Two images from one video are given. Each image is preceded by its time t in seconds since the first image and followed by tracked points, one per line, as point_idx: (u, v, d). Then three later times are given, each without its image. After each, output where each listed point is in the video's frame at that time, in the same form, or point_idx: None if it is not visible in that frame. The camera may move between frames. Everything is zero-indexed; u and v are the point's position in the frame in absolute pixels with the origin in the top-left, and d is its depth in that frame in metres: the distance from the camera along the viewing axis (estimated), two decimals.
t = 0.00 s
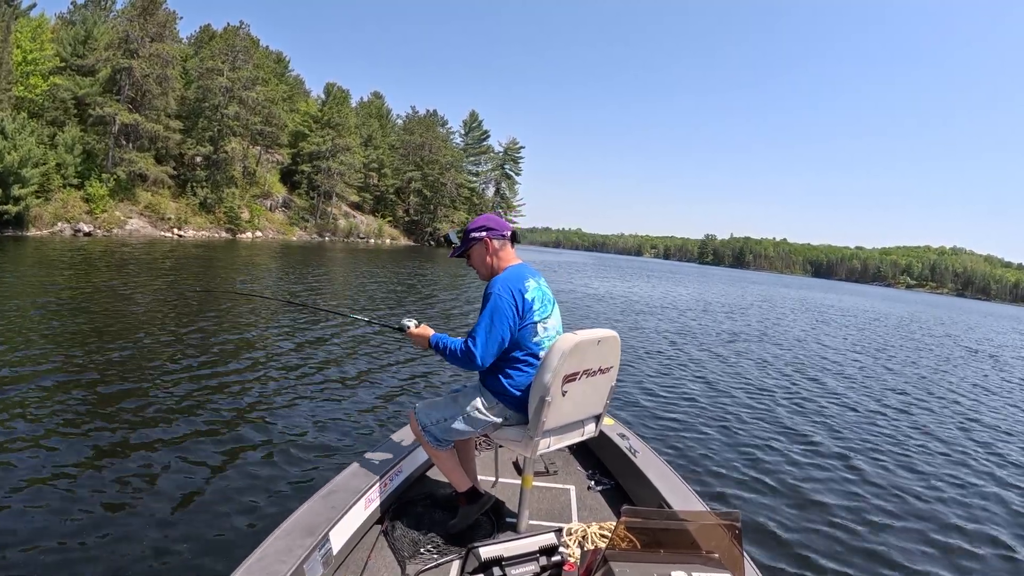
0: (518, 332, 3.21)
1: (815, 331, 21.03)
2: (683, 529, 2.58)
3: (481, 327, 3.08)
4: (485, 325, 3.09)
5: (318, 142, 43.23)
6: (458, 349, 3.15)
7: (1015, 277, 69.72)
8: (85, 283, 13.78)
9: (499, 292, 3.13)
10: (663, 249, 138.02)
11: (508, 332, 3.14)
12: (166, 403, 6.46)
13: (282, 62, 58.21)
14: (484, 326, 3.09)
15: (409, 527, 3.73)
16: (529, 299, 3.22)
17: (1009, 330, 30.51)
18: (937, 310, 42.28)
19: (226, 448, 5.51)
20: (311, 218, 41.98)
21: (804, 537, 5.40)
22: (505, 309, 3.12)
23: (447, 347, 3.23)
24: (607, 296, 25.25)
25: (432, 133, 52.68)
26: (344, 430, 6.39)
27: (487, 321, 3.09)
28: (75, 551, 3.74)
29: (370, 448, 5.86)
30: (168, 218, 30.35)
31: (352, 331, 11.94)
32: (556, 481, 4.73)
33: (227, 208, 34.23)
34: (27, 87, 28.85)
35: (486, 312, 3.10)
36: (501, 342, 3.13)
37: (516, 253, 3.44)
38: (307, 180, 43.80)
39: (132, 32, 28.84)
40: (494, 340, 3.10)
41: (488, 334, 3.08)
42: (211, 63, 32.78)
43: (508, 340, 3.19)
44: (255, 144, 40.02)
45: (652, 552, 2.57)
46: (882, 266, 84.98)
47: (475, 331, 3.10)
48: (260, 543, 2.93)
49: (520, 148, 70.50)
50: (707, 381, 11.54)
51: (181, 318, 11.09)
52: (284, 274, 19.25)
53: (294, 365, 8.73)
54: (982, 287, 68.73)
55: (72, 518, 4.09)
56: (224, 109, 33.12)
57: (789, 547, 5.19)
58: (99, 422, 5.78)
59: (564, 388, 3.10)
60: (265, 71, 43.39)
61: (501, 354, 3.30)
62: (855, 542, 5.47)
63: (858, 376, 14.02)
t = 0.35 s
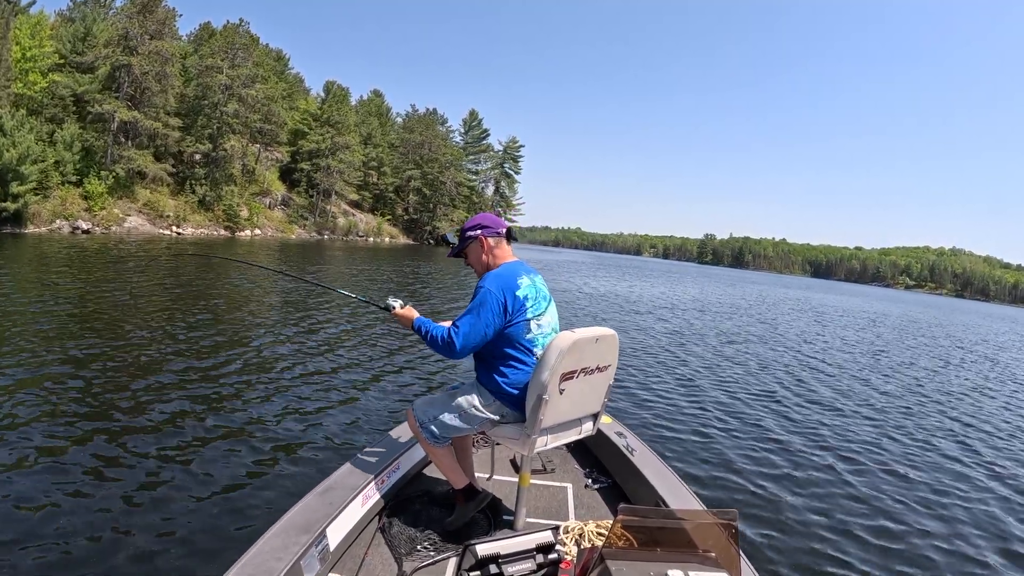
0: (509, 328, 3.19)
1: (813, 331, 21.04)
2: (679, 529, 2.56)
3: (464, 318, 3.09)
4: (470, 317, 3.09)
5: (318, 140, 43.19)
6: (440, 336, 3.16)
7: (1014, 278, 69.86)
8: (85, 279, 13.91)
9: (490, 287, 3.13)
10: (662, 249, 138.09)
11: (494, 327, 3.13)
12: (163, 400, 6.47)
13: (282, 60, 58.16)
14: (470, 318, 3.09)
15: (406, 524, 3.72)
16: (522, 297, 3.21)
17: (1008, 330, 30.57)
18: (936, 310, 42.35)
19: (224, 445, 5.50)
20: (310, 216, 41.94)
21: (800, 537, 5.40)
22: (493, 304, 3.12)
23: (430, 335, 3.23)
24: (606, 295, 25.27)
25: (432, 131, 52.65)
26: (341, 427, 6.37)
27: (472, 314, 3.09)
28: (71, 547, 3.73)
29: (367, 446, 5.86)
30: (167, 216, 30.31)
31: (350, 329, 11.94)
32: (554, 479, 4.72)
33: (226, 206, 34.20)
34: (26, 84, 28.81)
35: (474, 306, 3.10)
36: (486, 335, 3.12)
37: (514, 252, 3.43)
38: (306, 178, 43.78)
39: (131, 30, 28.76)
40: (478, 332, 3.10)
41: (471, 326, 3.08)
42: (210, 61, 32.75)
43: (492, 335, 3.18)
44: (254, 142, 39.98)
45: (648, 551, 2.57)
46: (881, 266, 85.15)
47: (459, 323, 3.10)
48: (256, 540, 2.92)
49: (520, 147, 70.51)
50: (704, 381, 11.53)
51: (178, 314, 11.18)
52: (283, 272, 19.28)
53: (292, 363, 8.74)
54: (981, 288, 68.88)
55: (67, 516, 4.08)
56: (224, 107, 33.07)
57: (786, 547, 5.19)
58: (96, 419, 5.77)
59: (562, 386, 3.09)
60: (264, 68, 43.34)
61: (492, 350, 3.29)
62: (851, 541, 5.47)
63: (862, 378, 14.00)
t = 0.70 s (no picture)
0: (507, 326, 3.19)
1: (812, 331, 21.02)
2: (678, 528, 2.56)
3: (460, 313, 3.10)
4: (468, 313, 3.08)
5: (318, 138, 43.14)
6: (434, 328, 3.16)
7: (1014, 279, 69.90)
8: (81, 276, 13.93)
9: (490, 285, 3.12)
10: (662, 248, 138.11)
11: (490, 324, 3.12)
12: (160, 397, 6.46)
13: (282, 58, 58.06)
14: (467, 314, 3.09)
15: (404, 522, 3.71)
16: (523, 295, 3.21)
17: (1007, 331, 30.61)
18: (936, 310, 42.38)
19: (222, 442, 5.50)
20: (310, 214, 41.91)
21: (799, 537, 5.39)
22: (493, 300, 3.10)
23: (425, 326, 3.21)
24: (606, 294, 25.28)
25: (432, 130, 52.55)
26: (340, 425, 6.35)
27: (470, 310, 3.09)
28: (66, 545, 3.70)
29: (367, 444, 5.86)
30: (166, 214, 30.25)
31: (350, 327, 11.93)
32: (552, 477, 4.72)
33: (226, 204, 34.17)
34: (25, 81, 28.76)
35: (472, 302, 3.10)
36: (481, 332, 3.12)
37: (515, 250, 3.41)
38: (306, 176, 43.75)
39: (131, 27, 28.71)
40: (475, 327, 3.09)
41: (466, 322, 3.07)
42: (210, 58, 32.71)
43: (490, 332, 3.17)
44: (254, 140, 39.93)
45: (646, 550, 2.56)
46: (881, 266, 85.19)
47: (455, 318, 3.10)
48: (254, 538, 2.90)
49: (520, 145, 70.50)
50: (702, 381, 11.51)
51: (172, 311, 11.19)
52: (283, 270, 19.26)
53: (292, 360, 8.74)
54: (981, 288, 68.94)
55: (65, 513, 4.06)
56: (223, 104, 33.00)
57: (785, 546, 5.19)
58: (95, 416, 5.76)
59: (562, 385, 3.09)
60: (264, 66, 43.27)
61: (491, 349, 3.28)
62: (849, 541, 5.48)
63: (864, 379, 13.95)
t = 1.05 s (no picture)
0: (507, 325, 3.17)
1: (813, 331, 20.96)
2: (677, 528, 2.54)
3: (458, 308, 3.08)
4: (466, 309, 3.07)
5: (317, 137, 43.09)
6: (431, 321, 3.15)
7: (1013, 279, 69.86)
8: (82, 274, 14.04)
9: (490, 282, 3.10)
10: (662, 248, 138.01)
11: (489, 321, 3.10)
12: (159, 396, 6.46)
13: (282, 57, 58.01)
14: (465, 310, 3.07)
15: (404, 522, 3.69)
16: (524, 295, 3.19)
17: (1008, 332, 30.56)
18: (937, 311, 42.35)
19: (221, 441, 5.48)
20: (309, 214, 41.88)
21: (799, 537, 5.37)
22: (492, 298, 3.09)
23: (422, 319, 3.20)
24: (606, 294, 25.26)
25: (432, 129, 52.48)
26: (339, 425, 6.32)
27: (468, 306, 3.07)
28: (65, 545, 3.69)
29: (367, 443, 5.85)
30: (166, 213, 30.23)
31: (350, 327, 11.92)
32: (552, 477, 4.70)
33: (225, 203, 34.14)
34: (25, 79, 28.75)
35: (470, 299, 3.08)
36: (480, 329, 3.10)
37: (517, 249, 3.39)
38: (306, 175, 43.73)
39: (131, 26, 28.68)
40: (472, 323, 3.08)
41: (464, 318, 3.06)
42: (209, 57, 32.65)
43: (488, 330, 3.16)
44: (254, 139, 39.87)
45: (646, 550, 2.54)
46: (881, 266, 85.15)
47: (453, 313, 3.08)
48: (253, 537, 2.89)
49: (520, 145, 70.44)
50: (701, 380, 11.50)
51: (170, 309, 11.23)
52: (282, 269, 19.25)
53: (291, 360, 8.73)
54: (981, 288, 68.88)
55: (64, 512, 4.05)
56: (223, 103, 32.96)
57: (785, 546, 5.17)
58: (94, 415, 5.75)
59: (561, 386, 3.07)
60: (264, 65, 43.20)
61: (491, 347, 3.25)
62: (849, 541, 5.46)
63: (867, 379, 13.88)
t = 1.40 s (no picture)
0: (507, 324, 3.15)
1: (815, 331, 20.92)
2: (677, 528, 2.53)
3: (457, 302, 3.06)
4: (466, 302, 3.04)
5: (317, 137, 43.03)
6: (430, 314, 3.12)
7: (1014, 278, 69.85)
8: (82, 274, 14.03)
9: (490, 279, 3.09)
10: (662, 247, 138.03)
11: (488, 318, 3.08)
12: (161, 395, 6.47)
13: (282, 57, 57.96)
14: (465, 303, 3.05)
15: (404, 522, 3.68)
16: (524, 293, 3.18)
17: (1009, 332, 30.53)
18: (938, 310, 42.36)
19: (221, 441, 5.47)
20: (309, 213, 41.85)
21: (799, 536, 5.36)
22: (492, 293, 3.07)
23: (421, 312, 3.17)
24: (607, 293, 25.26)
25: (432, 129, 52.42)
26: (339, 424, 6.31)
27: (468, 300, 3.05)
28: (65, 545, 3.69)
29: (367, 443, 5.83)
30: (165, 212, 30.20)
31: (350, 326, 11.90)
32: (552, 477, 4.69)
33: (225, 202, 34.11)
34: (24, 79, 28.73)
35: (470, 293, 3.06)
36: (479, 325, 3.09)
37: (516, 249, 3.39)
38: (305, 175, 43.70)
39: (130, 25, 28.62)
40: (471, 317, 3.05)
41: (464, 312, 3.03)
42: (209, 56, 32.60)
43: (488, 326, 3.14)
44: (254, 138, 39.82)
45: (646, 550, 2.53)
46: (881, 266, 85.16)
47: (453, 306, 3.05)
48: (253, 537, 2.88)
49: (520, 144, 70.41)
50: (701, 380, 11.49)
51: (170, 309, 11.22)
52: (283, 268, 19.22)
53: (291, 360, 8.71)
54: (981, 288, 68.88)
55: (62, 513, 4.03)
56: (222, 102, 32.91)
57: (785, 546, 5.16)
58: (93, 415, 5.73)
59: (562, 385, 3.06)
60: (264, 64, 43.14)
61: (490, 345, 3.24)
62: (848, 541, 5.45)
63: (869, 380, 13.84)
